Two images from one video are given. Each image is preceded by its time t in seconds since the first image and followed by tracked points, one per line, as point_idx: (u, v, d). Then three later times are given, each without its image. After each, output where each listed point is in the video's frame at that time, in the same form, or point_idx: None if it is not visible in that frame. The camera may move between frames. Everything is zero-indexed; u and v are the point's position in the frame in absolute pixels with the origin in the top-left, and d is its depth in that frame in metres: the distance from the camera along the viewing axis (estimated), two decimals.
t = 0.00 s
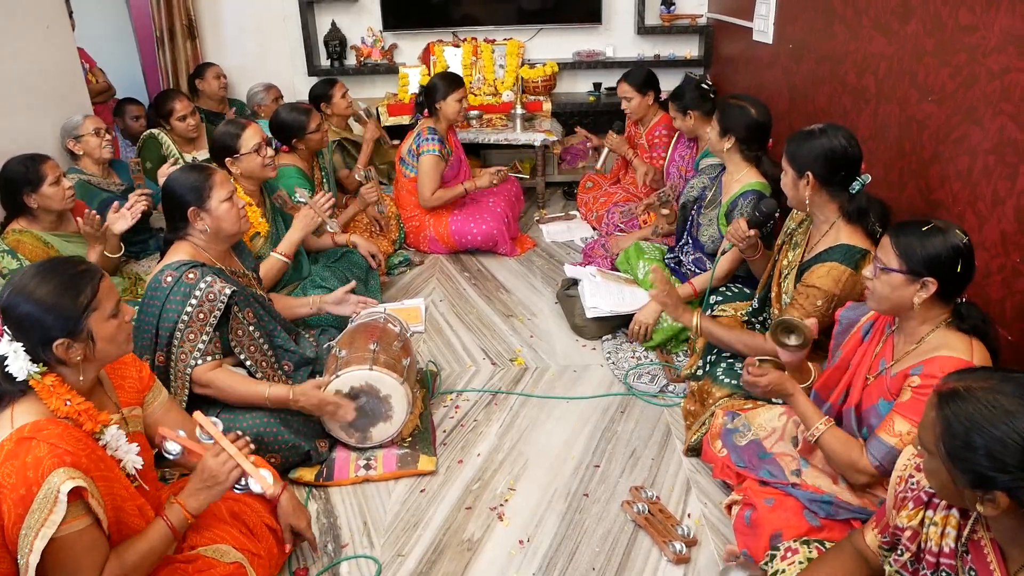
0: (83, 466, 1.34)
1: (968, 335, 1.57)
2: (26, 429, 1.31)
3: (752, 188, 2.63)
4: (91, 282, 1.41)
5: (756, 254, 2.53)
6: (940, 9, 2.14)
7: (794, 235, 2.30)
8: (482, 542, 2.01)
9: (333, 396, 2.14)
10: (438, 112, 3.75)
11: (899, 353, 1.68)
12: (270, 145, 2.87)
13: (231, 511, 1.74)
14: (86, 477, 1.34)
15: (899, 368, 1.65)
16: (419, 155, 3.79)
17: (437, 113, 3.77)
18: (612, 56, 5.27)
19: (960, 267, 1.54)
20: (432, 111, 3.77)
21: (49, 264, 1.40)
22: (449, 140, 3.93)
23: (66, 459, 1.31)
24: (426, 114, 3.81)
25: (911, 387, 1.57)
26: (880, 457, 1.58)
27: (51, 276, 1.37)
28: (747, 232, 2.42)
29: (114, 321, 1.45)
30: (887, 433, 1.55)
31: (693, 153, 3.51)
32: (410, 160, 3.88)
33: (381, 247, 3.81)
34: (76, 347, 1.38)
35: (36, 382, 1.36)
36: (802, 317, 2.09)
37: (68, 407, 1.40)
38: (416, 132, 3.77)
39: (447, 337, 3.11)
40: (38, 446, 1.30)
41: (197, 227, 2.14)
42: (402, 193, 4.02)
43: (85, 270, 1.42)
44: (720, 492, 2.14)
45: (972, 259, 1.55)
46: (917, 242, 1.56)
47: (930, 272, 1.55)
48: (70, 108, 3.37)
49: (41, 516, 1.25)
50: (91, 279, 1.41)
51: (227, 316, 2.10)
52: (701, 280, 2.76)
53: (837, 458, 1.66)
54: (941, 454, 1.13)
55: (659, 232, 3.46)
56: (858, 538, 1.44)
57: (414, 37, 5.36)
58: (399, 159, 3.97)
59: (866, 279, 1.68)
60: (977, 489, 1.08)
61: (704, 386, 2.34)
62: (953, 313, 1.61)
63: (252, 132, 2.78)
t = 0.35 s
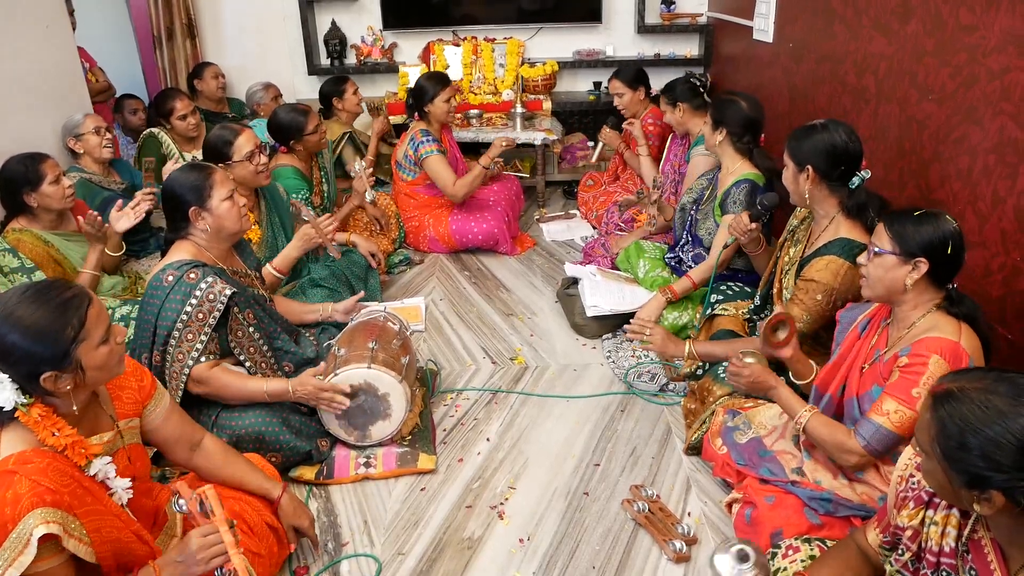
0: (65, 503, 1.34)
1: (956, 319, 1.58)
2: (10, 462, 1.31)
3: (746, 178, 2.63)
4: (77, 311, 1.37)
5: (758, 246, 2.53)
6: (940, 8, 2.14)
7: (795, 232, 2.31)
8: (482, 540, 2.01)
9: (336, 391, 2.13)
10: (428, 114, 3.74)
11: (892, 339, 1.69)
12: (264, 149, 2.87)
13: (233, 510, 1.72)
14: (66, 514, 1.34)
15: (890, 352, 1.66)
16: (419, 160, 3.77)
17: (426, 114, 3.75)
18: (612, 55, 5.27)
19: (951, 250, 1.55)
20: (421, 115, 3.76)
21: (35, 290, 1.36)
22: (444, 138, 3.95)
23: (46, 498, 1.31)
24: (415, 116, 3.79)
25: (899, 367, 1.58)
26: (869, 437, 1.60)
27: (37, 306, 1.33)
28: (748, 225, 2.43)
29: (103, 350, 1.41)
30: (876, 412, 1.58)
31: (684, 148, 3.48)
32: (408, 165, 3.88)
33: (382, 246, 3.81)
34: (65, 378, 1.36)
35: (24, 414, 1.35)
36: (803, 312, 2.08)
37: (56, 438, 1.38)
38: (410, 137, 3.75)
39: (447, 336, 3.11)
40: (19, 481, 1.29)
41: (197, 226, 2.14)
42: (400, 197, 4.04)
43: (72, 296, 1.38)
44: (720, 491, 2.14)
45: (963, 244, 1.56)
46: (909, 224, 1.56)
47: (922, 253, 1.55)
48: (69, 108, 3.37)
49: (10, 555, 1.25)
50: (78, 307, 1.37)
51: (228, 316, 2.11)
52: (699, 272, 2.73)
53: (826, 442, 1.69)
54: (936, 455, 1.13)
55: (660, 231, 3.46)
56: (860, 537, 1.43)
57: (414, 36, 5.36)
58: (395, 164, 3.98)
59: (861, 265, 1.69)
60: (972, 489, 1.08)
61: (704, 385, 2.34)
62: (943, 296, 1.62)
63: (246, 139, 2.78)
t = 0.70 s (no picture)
0: (63, 506, 1.34)
1: (957, 314, 1.58)
2: (9, 465, 1.31)
3: (742, 172, 2.63)
4: (77, 316, 1.36)
5: (759, 247, 2.53)
6: (940, 6, 2.14)
7: (796, 230, 2.30)
8: (481, 537, 2.01)
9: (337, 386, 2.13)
10: (427, 114, 3.74)
11: (894, 335, 1.69)
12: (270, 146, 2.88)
13: (233, 506, 1.71)
14: (64, 518, 1.34)
15: (892, 347, 1.66)
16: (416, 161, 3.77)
17: (425, 114, 3.75)
18: (612, 52, 5.27)
19: (951, 245, 1.55)
20: (420, 115, 3.76)
21: (34, 294, 1.36)
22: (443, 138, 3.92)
23: (44, 502, 1.31)
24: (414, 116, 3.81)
25: (901, 362, 1.58)
26: (872, 431, 1.60)
27: (36, 310, 1.33)
28: (749, 224, 2.43)
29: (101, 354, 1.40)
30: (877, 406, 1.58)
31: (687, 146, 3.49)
32: (405, 165, 3.87)
33: (382, 243, 3.81)
34: (63, 382, 1.35)
35: (23, 417, 1.35)
36: (802, 308, 2.08)
37: (54, 441, 1.38)
38: (407, 137, 3.74)
39: (447, 333, 3.11)
40: (18, 484, 1.29)
41: (197, 224, 2.14)
42: (399, 194, 4.04)
43: (72, 300, 1.38)
44: (720, 488, 2.14)
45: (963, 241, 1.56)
46: (908, 220, 1.56)
47: (922, 249, 1.55)
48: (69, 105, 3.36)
49: (7, 559, 1.25)
50: (77, 311, 1.37)
51: (227, 314, 2.11)
52: (697, 267, 2.74)
53: (831, 430, 1.67)
54: (937, 454, 1.13)
55: (660, 229, 3.46)
56: (859, 536, 1.44)
57: (414, 33, 5.35)
58: (392, 163, 3.97)
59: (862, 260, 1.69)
60: (973, 486, 1.09)
61: (704, 382, 2.33)
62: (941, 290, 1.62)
63: (254, 133, 2.80)
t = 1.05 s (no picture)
0: (74, 476, 1.34)
1: (967, 321, 1.58)
2: (20, 438, 1.31)
3: (746, 176, 2.64)
4: (85, 288, 1.38)
5: (759, 245, 2.52)
6: (941, 3, 2.14)
7: (799, 229, 2.28)
8: (481, 534, 2.01)
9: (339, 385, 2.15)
10: (432, 106, 3.74)
11: (900, 339, 1.68)
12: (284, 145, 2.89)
13: (232, 503, 1.72)
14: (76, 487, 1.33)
15: (900, 353, 1.65)
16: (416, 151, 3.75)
17: (430, 106, 3.75)
18: (613, 50, 5.26)
19: (965, 249, 1.54)
20: (425, 107, 3.76)
21: (42, 269, 1.37)
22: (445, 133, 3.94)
23: (57, 470, 1.30)
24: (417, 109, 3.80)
25: (910, 370, 1.57)
26: (880, 441, 1.58)
27: (44, 283, 1.34)
28: (750, 223, 2.43)
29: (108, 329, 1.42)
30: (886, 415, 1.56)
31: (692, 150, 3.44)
32: (407, 157, 3.87)
33: (382, 241, 3.81)
34: (70, 355, 1.36)
35: (31, 391, 1.35)
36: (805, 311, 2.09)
37: (61, 415, 1.38)
38: (410, 128, 3.73)
39: (447, 330, 3.11)
40: (29, 454, 1.29)
41: (196, 222, 2.13)
42: (400, 187, 4.01)
43: (80, 275, 1.39)
44: (720, 485, 2.14)
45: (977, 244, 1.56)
46: (922, 223, 1.56)
47: (934, 253, 1.55)
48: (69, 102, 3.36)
49: (28, 526, 1.24)
50: (85, 286, 1.38)
51: (225, 313, 2.11)
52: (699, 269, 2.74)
53: (837, 441, 1.67)
54: (936, 452, 1.13)
55: (660, 227, 3.46)
56: (858, 532, 1.44)
57: (414, 30, 5.35)
58: (396, 155, 3.97)
59: (871, 261, 1.68)
60: (972, 484, 1.09)
61: (704, 379, 2.32)
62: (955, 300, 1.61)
63: (274, 129, 2.80)
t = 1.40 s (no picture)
0: (98, 443, 1.35)
1: (976, 336, 1.58)
2: (46, 405, 1.33)
3: (755, 183, 2.63)
4: (113, 264, 1.41)
5: (762, 247, 2.52)
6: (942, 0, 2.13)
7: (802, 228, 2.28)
8: (481, 532, 2.01)
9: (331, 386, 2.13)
10: (441, 98, 3.75)
11: (907, 351, 1.68)
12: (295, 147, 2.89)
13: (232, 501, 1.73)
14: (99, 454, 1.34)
15: (906, 369, 1.65)
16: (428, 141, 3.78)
17: (439, 100, 3.76)
18: (613, 48, 5.26)
19: (976, 266, 1.54)
20: (434, 99, 3.77)
21: (71, 244, 1.41)
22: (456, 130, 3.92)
23: (83, 435, 1.32)
24: (427, 102, 3.82)
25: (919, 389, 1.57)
26: (889, 464, 1.56)
27: (71, 258, 1.37)
28: (753, 227, 2.42)
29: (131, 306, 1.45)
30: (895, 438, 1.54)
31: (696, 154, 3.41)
32: (416, 145, 3.89)
33: (382, 239, 3.81)
34: (95, 327, 1.39)
35: (54, 361, 1.37)
36: (807, 311, 2.09)
37: (82, 385, 1.40)
38: (421, 117, 3.77)
39: (447, 328, 3.11)
40: (57, 421, 1.31)
41: (196, 220, 2.13)
42: (404, 180, 4.02)
43: (107, 253, 1.43)
44: (720, 484, 2.14)
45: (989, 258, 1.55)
46: (932, 236, 1.55)
47: (943, 269, 1.54)
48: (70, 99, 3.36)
49: (56, 489, 1.26)
50: (111, 263, 1.42)
51: (228, 312, 2.12)
52: (703, 271, 2.76)
53: (846, 470, 1.63)
54: (932, 451, 1.13)
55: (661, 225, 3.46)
56: (857, 533, 1.43)
57: (414, 28, 5.34)
58: (403, 147, 3.98)
59: (880, 271, 1.68)
60: (967, 483, 1.09)
61: (705, 378, 2.33)
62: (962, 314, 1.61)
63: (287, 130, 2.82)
